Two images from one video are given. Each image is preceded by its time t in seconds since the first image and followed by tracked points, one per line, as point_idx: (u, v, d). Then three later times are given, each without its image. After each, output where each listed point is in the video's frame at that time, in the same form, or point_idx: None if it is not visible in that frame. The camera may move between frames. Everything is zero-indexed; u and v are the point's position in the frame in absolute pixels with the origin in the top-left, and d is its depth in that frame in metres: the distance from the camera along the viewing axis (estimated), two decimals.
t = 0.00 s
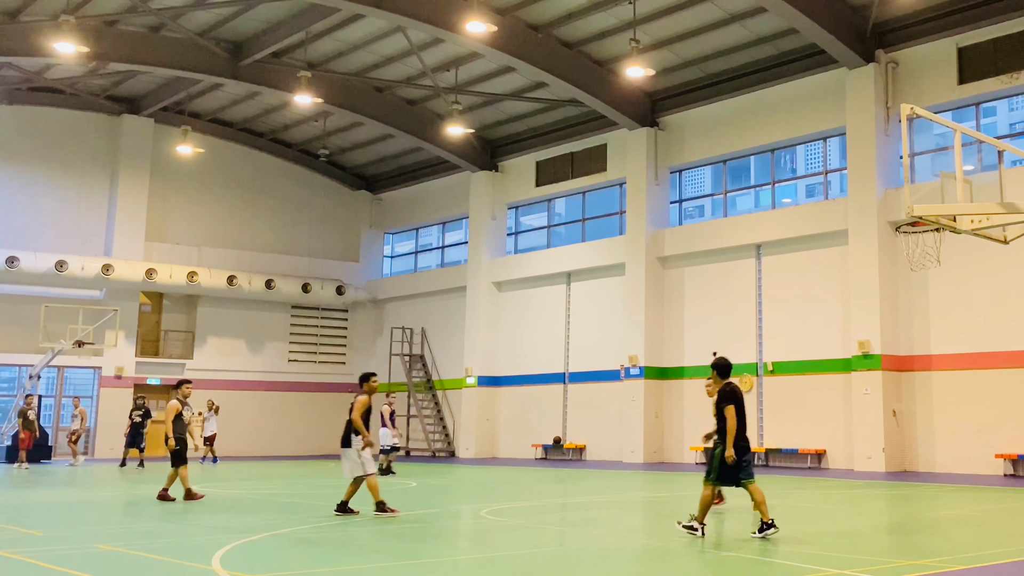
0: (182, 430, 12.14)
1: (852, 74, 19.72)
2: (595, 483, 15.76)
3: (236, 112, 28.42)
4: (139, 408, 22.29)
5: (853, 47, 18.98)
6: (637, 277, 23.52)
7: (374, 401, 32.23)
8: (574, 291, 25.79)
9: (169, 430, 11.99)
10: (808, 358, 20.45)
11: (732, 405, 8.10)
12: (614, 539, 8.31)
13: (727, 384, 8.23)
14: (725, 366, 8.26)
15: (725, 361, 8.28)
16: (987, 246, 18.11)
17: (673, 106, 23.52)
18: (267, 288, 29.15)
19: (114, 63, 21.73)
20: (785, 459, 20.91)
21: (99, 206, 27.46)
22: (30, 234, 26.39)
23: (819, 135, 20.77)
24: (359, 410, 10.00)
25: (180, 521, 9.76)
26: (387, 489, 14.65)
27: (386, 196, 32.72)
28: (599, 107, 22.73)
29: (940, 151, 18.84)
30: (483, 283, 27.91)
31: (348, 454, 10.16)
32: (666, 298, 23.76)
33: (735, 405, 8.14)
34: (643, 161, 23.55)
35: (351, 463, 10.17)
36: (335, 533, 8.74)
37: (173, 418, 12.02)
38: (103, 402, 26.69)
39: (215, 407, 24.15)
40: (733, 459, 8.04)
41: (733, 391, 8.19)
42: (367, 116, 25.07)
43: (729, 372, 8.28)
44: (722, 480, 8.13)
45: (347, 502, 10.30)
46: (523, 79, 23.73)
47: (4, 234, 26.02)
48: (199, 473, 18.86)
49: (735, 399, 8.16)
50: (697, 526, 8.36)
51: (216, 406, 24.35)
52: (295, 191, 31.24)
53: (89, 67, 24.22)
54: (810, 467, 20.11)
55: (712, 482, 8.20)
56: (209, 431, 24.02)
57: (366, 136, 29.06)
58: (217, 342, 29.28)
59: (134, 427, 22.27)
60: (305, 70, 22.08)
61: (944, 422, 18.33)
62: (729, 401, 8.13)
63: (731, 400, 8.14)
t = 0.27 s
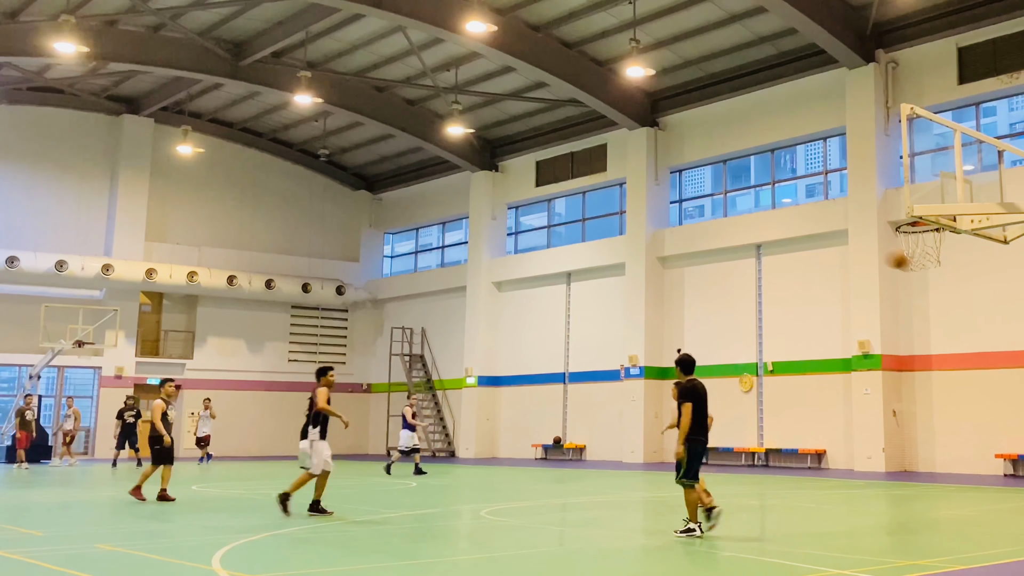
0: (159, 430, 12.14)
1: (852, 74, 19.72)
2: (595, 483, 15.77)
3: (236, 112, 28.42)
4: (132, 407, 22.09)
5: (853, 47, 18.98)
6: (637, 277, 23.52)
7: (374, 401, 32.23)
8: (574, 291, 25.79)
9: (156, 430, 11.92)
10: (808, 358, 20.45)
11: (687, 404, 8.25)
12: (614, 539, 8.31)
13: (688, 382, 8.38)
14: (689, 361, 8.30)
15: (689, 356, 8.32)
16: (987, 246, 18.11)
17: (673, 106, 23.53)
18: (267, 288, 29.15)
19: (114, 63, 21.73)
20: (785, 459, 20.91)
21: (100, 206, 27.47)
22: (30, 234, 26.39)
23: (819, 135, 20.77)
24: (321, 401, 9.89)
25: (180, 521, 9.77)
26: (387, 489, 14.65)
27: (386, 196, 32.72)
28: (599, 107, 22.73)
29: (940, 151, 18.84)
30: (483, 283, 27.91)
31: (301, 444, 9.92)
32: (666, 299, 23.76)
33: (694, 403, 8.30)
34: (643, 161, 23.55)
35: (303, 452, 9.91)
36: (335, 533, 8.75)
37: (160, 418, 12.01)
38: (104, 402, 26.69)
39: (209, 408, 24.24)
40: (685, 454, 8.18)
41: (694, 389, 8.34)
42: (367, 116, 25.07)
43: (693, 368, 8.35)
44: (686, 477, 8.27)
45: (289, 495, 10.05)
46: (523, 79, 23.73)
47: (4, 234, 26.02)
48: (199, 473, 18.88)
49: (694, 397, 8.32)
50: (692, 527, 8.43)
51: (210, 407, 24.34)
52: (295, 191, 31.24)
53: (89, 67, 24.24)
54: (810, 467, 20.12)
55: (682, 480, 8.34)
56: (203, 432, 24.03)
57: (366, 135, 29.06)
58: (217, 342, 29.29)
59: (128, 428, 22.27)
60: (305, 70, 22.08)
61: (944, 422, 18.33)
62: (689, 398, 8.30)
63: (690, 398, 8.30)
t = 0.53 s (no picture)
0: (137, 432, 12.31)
1: (852, 74, 19.72)
2: (594, 483, 15.76)
3: (236, 112, 28.42)
4: (125, 406, 21.94)
5: (853, 47, 18.98)
6: (637, 277, 23.52)
7: (373, 401, 32.23)
8: (574, 291, 25.79)
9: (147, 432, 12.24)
10: (808, 358, 20.45)
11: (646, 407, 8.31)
12: (614, 540, 8.30)
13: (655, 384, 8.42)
14: (655, 367, 8.36)
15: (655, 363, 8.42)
16: (987, 246, 18.11)
17: (673, 106, 23.52)
18: (267, 288, 29.15)
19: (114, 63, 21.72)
20: (784, 459, 20.92)
21: (99, 206, 27.46)
22: (30, 234, 26.38)
23: (819, 135, 20.77)
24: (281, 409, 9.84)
25: (180, 521, 9.76)
26: (387, 489, 14.65)
27: (386, 196, 32.73)
28: (599, 107, 22.72)
29: (940, 151, 18.84)
30: (483, 283, 27.91)
31: (255, 454, 9.86)
32: (666, 299, 23.75)
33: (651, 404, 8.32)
34: (643, 161, 23.55)
35: (257, 461, 9.88)
36: (335, 533, 8.75)
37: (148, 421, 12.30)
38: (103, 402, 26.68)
39: (203, 408, 24.13)
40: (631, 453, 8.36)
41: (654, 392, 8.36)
42: (367, 116, 25.06)
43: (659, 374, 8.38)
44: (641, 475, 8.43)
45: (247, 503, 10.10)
46: (523, 79, 23.73)
47: (4, 234, 26.01)
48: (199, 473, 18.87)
49: (652, 400, 8.33)
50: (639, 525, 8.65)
51: (203, 406, 24.25)
52: (295, 191, 31.24)
53: (89, 67, 24.23)
54: (810, 467, 20.12)
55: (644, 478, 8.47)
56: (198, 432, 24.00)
57: (366, 135, 29.05)
58: (217, 342, 29.29)
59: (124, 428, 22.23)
60: (305, 70, 22.07)
61: (944, 422, 18.33)
62: (648, 401, 8.34)
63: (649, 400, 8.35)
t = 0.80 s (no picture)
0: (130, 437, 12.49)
1: (852, 74, 19.72)
2: (594, 483, 15.76)
3: (236, 112, 28.42)
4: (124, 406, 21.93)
5: (853, 47, 18.98)
6: (637, 277, 23.51)
7: (373, 401, 32.23)
8: (574, 291, 25.79)
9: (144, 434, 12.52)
10: (808, 358, 20.45)
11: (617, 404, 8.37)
12: (614, 540, 8.30)
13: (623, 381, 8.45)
14: (624, 364, 8.37)
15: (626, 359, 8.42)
16: (987, 247, 18.11)
17: (673, 106, 23.52)
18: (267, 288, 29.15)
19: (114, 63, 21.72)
20: (784, 459, 20.93)
21: (100, 206, 27.46)
22: (30, 234, 26.38)
23: (819, 136, 20.77)
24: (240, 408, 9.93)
25: (179, 521, 9.77)
26: (387, 489, 14.66)
27: (386, 196, 32.73)
28: (599, 107, 22.72)
29: (940, 151, 18.84)
30: (483, 283, 27.91)
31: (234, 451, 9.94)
32: (666, 299, 23.75)
33: (625, 404, 8.38)
34: (643, 161, 23.55)
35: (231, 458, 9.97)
36: (335, 533, 8.75)
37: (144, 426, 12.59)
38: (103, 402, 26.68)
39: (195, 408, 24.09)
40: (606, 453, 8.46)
41: (627, 390, 8.42)
42: (367, 116, 25.06)
43: (628, 371, 8.40)
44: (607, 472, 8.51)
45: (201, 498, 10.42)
46: (523, 79, 23.73)
47: (4, 234, 26.01)
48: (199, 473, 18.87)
49: (627, 398, 8.40)
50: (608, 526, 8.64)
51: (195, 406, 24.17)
52: (295, 191, 31.24)
53: (89, 67, 24.23)
54: (810, 467, 20.12)
55: (605, 475, 8.54)
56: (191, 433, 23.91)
57: (367, 135, 29.05)
58: (217, 342, 29.29)
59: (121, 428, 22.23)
60: (305, 70, 22.07)
61: (944, 422, 18.33)
62: (620, 399, 8.38)
63: (621, 398, 8.39)
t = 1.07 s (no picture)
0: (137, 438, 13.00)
1: (852, 74, 19.72)
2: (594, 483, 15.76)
3: (236, 112, 28.41)
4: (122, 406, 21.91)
5: (853, 47, 18.98)
6: (637, 277, 23.52)
7: (373, 401, 32.24)
8: (574, 291, 25.79)
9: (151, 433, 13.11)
10: (808, 358, 20.46)
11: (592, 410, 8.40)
12: (615, 540, 8.31)
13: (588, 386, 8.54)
14: (591, 368, 8.53)
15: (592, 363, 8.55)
16: (987, 246, 18.11)
17: (673, 106, 23.53)
18: (267, 288, 29.15)
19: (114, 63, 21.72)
20: (784, 459, 20.94)
21: (100, 206, 27.46)
22: (30, 233, 26.38)
23: (819, 136, 20.77)
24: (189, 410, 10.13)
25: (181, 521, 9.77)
26: (387, 489, 14.66)
27: (386, 196, 32.74)
28: (599, 107, 22.73)
29: (940, 151, 18.85)
30: (484, 283, 27.91)
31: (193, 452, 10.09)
32: (666, 298, 23.76)
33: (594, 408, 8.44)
34: (643, 161, 23.55)
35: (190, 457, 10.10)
36: (336, 533, 8.75)
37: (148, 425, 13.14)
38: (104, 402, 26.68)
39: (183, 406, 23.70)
40: (594, 460, 8.37)
41: (593, 395, 8.49)
42: (367, 116, 25.06)
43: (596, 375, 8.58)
44: (583, 479, 8.51)
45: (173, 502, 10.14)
46: (523, 79, 23.72)
47: (4, 234, 26.00)
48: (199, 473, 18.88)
49: (597, 402, 8.48)
50: (567, 523, 8.92)
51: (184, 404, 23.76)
52: (295, 191, 31.25)
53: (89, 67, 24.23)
54: (810, 466, 20.13)
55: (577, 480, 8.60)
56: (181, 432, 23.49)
57: (367, 135, 29.04)
58: (217, 342, 29.29)
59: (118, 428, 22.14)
60: (305, 70, 22.06)
61: (944, 422, 18.34)
62: (592, 404, 8.43)
63: (590, 404, 8.43)
